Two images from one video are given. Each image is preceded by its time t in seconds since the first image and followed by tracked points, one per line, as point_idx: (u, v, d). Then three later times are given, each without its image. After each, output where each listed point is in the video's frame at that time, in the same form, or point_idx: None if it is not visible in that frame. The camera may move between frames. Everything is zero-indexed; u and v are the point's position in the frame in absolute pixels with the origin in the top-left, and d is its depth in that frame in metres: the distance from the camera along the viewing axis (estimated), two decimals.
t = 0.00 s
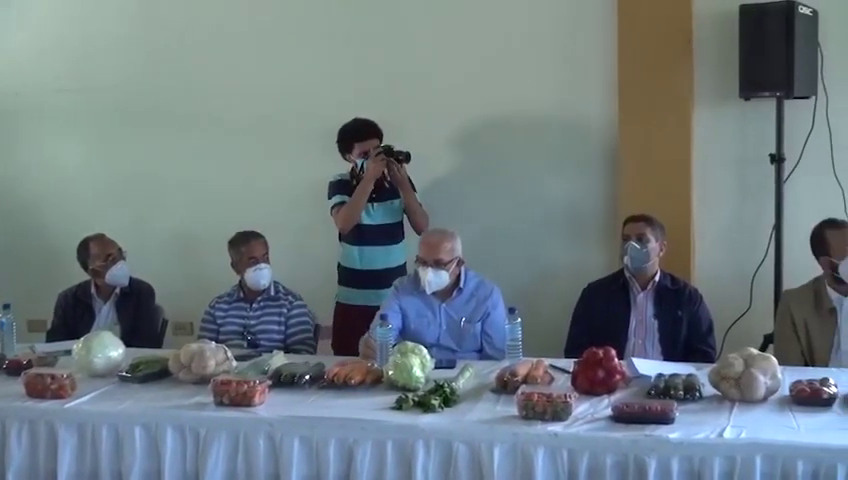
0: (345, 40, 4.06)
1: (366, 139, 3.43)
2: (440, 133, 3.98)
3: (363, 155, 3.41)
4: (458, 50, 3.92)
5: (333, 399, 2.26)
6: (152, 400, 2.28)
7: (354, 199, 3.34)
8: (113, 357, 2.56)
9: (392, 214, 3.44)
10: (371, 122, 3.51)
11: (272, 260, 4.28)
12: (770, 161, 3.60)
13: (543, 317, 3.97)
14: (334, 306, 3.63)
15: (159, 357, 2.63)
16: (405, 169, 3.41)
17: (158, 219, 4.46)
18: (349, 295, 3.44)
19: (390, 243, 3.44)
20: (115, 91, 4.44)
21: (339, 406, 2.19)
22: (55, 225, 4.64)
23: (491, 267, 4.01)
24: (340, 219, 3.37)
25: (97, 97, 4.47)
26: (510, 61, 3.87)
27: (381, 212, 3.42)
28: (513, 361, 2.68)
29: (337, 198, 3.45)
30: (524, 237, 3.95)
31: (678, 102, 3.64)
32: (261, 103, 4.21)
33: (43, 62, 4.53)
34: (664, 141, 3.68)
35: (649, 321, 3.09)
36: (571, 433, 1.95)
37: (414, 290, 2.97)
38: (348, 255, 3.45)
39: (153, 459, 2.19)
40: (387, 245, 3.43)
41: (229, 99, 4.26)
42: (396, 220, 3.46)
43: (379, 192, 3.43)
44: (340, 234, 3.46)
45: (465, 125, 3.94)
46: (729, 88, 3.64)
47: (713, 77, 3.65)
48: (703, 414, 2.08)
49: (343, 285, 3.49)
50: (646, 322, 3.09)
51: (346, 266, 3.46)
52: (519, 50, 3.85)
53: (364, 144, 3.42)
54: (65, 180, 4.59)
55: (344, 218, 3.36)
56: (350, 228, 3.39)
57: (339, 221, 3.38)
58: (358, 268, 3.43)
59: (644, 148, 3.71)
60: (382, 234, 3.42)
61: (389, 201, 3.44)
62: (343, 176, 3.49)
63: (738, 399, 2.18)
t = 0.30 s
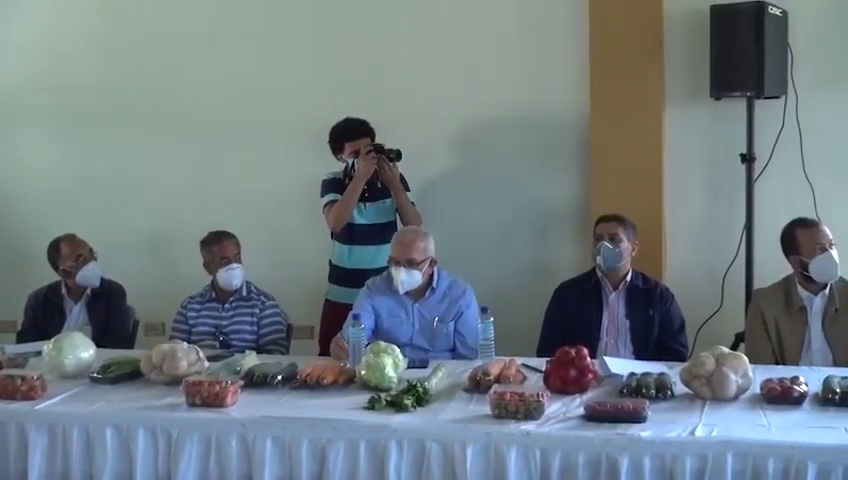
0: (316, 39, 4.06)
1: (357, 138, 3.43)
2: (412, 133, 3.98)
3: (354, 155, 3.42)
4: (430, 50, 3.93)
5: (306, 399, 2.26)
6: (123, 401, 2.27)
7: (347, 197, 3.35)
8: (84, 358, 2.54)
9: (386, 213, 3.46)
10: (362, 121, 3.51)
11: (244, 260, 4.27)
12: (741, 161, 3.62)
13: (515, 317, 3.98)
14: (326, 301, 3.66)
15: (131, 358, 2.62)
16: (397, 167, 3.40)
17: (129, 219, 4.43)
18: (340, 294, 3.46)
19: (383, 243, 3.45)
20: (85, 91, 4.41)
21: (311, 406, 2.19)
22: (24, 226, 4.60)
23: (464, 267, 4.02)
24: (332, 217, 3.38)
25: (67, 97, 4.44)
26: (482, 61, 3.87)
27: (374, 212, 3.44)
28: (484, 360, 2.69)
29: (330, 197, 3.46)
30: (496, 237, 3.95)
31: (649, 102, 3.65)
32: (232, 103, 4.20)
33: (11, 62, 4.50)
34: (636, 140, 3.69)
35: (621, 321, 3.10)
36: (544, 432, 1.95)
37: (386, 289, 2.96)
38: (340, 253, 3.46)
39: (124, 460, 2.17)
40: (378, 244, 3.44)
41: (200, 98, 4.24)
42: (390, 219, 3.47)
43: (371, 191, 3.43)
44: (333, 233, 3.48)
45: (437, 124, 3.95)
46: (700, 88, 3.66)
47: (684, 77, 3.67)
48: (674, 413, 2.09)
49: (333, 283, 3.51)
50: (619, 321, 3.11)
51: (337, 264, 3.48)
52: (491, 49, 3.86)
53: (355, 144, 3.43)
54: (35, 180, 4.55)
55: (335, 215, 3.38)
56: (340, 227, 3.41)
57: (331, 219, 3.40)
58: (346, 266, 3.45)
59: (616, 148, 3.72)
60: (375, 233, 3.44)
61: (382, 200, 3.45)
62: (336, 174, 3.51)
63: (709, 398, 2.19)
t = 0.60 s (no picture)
0: (289, 39, 4.05)
1: (342, 136, 3.44)
2: (386, 133, 3.98)
3: (339, 154, 3.42)
4: (403, 50, 3.92)
5: (280, 399, 2.25)
6: (95, 402, 2.26)
7: (330, 197, 3.35)
8: (56, 359, 2.53)
9: (369, 213, 3.45)
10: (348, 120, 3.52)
11: (217, 260, 4.26)
12: (714, 160, 3.64)
13: (490, 316, 3.99)
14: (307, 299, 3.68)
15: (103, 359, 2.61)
16: (381, 167, 3.38)
17: (101, 219, 4.40)
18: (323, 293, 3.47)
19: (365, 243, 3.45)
20: (55, 90, 4.37)
21: (285, 406, 2.18)
22: None
23: (438, 267, 4.02)
24: (316, 216, 3.38)
25: (36, 97, 4.40)
26: (455, 61, 3.88)
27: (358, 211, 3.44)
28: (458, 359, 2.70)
29: (314, 196, 3.46)
30: (470, 236, 3.96)
31: (623, 102, 3.67)
32: (204, 103, 4.18)
33: None
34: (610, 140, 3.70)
35: (595, 321, 3.12)
36: (518, 432, 1.96)
37: (360, 289, 2.96)
38: (322, 253, 3.47)
39: (97, 461, 2.16)
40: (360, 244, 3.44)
41: (172, 98, 4.23)
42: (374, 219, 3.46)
43: (355, 191, 3.43)
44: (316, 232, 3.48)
45: (411, 124, 3.95)
46: (672, 88, 3.68)
47: (656, 77, 3.69)
48: (648, 411, 2.10)
49: (315, 282, 3.51)
50: (592, 321, 3.12)
51: (319, 263, 3.49)
52: (464, 49, 3.86)
53: (340, 143, 3.43)
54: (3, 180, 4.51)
55: (319, 215, 3.37)
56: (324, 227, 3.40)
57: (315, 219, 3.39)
58: (327, 265, 3.46)
59: (590, 148, 3.73)
60: (358, 233, 3.44)
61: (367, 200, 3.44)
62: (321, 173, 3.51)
63: (682, 396, 2.20)
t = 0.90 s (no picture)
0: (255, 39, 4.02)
1: (315, 136, 3.43)
2: (353, 132, 3.97)
3: (312, 154, 3.41)
4: (370, 49, 3.91)
5: (248, 400, 2.25)
6: (62, 404, 2.24)
7: (301, 198, 3.34)
8: (21, 361, 2.51)
9: (341, 213, 3.44)
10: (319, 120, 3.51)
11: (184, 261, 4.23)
12: (681, 160, 3.66)
13: (459, 316, 3.99)
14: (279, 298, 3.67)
15: (68, 360, 2.59)
16: (353, 168, 3.38)
17: (64, 219, 4.33)
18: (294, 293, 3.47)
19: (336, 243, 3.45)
20: (13, 89, 4.29)
21: (254, 406, 2.18)
22: None
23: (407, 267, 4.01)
24: (289, 218, 3.37)
25: None
26: (423, 61, 3.88)
27: (330, 212, 3.43)
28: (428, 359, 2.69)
29: (286, 196, 3.45)
30: (440, 236, 3.96)
31: (591, 102, 3.68)
32: (169, 102, 4.14)
33: None
34: (578, 140, 3.72)
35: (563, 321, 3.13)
36: (487, 431, 1.97)
37: (329, 290, 2.95)
38: (294, 253, 3.46)
39: (63, 463, 2.14)
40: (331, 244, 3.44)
41: (135, 97, 4.17)
42: (346, 219, 3.46)
43: (327, 191, 3.42)
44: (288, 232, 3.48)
45: (379, 123, 3.94)
46: (640, 88, 3.69)
47: (624, 77, 3.70)
48: (615, 410, 2.11)
49: (286, 282, 3.51)
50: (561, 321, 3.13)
51: (291, 263, 3.48)
52: (432, 49, 3.86)
53: (313, 143, 3.42)
54: None
55: (291, 217, 3.36)
56: (297, 228, 3.40)
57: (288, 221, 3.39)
58: (297, 264, 3.46)
59: (558, 148, 3.74)
60: (329, 234, 3.43)
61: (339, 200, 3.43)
62: (293, 172, 3.49)
63: (650, 394, 2.21)
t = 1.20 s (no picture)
0: (222, 39, 4.00)
1: (286, 137, 3.42)
2: (323, 132, 3.96)
3: (283, 154, 3.40)
4: (340, 49, 3.91)
5: (218, 401, 2.24)
6: (29, 406, 2.22)
7: (272, 200, 3.33)
8: None
9: (313, 213, 3.43)
10: (290, 120, 3.50)
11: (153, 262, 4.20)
12: (650, 160, 3.68)
13: (430, 316, 3.98)
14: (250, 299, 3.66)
15: (36, 362, 2.57)
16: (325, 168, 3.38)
17: (30, 219, 4.27)
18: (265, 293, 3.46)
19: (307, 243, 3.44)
20: None
21: (224, 407, 2.17)
22: None
23: (377, 267, 4.01)
24: (260, 220, 3.37)
25: None
26: (392, 61, 3.87)
27: (301, 212, 3.42)
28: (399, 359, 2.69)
29: (258, 196, 3.43)
30: (410, 236, 3.96)
31: (561, 102, 3.69)
32: (135, 102, 4.11)
33: None
34: (548, 140, 3.73)
35: (533, 320, 3.13)
36: (457, 430, 1.97)
37: (299, 290, 2.94)
38: (265, 253, 3.45)
39: (31, 465, 2.12)
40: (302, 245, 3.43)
41: (102, 97, 4.14)
42: (318, 220, 3.45)
43: (298, 191, 3.41)
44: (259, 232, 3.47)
45: (349, 123, 3.93)
46: (609, 89, 3.71)
47: (593, 77, 3.72)
48: (586, 409, 2.12)
49: (257, 283, 3.50)
50: (531, 321, 3.14)
51: (262, 263, 3.47)
52: (401, 49, 3.86)
53: (284, 143, 3.41)
54: None
55: (262, 219, 3.36)
56: (268, 230, 3.39)
57: (258, 222, 3.38)
58: (268, 265, 3.45)
59: (528, 148, 3.75)
60: (300, 234, 3.42)
61: (310, 200, 3.42)
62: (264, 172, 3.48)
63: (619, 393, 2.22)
